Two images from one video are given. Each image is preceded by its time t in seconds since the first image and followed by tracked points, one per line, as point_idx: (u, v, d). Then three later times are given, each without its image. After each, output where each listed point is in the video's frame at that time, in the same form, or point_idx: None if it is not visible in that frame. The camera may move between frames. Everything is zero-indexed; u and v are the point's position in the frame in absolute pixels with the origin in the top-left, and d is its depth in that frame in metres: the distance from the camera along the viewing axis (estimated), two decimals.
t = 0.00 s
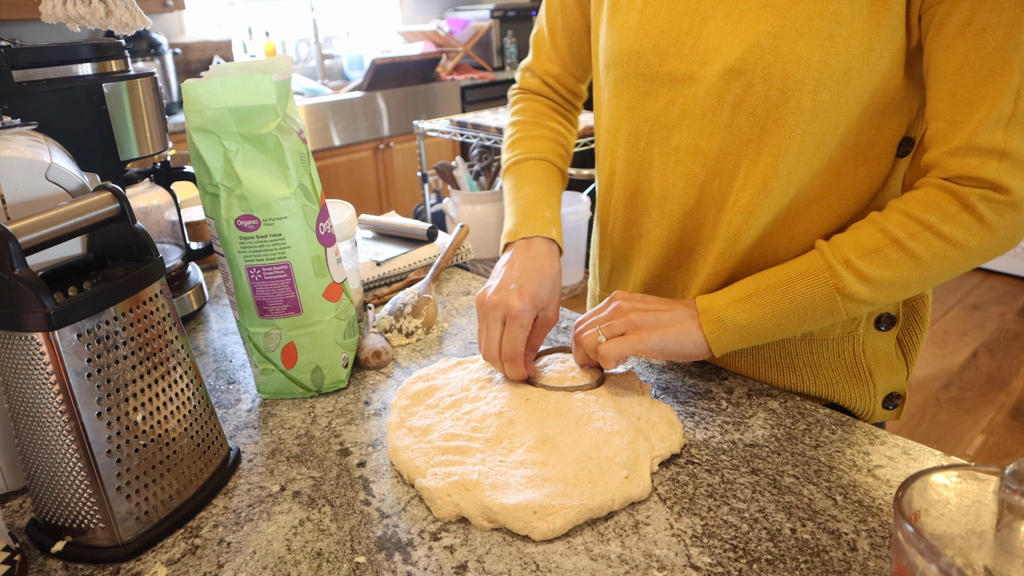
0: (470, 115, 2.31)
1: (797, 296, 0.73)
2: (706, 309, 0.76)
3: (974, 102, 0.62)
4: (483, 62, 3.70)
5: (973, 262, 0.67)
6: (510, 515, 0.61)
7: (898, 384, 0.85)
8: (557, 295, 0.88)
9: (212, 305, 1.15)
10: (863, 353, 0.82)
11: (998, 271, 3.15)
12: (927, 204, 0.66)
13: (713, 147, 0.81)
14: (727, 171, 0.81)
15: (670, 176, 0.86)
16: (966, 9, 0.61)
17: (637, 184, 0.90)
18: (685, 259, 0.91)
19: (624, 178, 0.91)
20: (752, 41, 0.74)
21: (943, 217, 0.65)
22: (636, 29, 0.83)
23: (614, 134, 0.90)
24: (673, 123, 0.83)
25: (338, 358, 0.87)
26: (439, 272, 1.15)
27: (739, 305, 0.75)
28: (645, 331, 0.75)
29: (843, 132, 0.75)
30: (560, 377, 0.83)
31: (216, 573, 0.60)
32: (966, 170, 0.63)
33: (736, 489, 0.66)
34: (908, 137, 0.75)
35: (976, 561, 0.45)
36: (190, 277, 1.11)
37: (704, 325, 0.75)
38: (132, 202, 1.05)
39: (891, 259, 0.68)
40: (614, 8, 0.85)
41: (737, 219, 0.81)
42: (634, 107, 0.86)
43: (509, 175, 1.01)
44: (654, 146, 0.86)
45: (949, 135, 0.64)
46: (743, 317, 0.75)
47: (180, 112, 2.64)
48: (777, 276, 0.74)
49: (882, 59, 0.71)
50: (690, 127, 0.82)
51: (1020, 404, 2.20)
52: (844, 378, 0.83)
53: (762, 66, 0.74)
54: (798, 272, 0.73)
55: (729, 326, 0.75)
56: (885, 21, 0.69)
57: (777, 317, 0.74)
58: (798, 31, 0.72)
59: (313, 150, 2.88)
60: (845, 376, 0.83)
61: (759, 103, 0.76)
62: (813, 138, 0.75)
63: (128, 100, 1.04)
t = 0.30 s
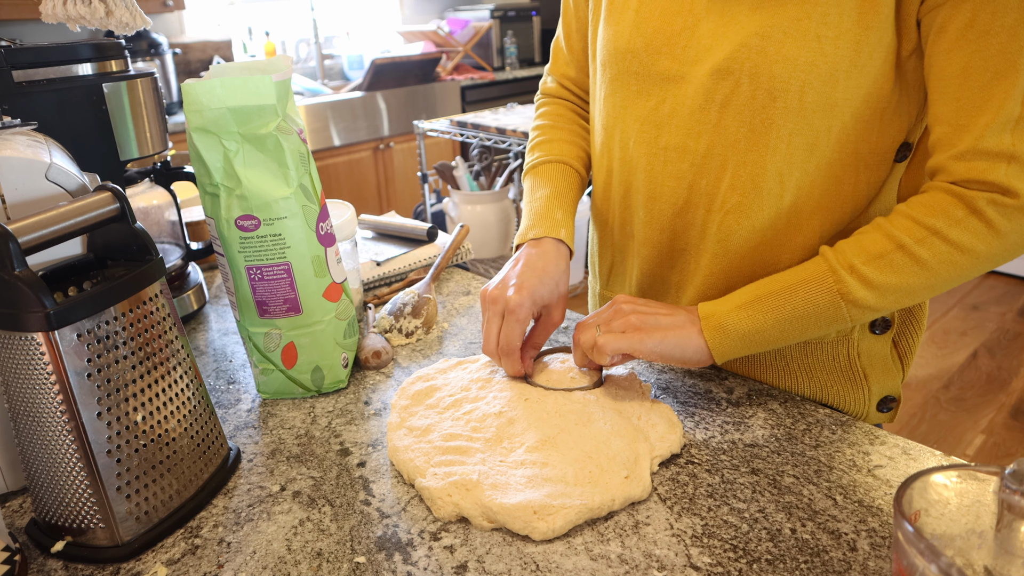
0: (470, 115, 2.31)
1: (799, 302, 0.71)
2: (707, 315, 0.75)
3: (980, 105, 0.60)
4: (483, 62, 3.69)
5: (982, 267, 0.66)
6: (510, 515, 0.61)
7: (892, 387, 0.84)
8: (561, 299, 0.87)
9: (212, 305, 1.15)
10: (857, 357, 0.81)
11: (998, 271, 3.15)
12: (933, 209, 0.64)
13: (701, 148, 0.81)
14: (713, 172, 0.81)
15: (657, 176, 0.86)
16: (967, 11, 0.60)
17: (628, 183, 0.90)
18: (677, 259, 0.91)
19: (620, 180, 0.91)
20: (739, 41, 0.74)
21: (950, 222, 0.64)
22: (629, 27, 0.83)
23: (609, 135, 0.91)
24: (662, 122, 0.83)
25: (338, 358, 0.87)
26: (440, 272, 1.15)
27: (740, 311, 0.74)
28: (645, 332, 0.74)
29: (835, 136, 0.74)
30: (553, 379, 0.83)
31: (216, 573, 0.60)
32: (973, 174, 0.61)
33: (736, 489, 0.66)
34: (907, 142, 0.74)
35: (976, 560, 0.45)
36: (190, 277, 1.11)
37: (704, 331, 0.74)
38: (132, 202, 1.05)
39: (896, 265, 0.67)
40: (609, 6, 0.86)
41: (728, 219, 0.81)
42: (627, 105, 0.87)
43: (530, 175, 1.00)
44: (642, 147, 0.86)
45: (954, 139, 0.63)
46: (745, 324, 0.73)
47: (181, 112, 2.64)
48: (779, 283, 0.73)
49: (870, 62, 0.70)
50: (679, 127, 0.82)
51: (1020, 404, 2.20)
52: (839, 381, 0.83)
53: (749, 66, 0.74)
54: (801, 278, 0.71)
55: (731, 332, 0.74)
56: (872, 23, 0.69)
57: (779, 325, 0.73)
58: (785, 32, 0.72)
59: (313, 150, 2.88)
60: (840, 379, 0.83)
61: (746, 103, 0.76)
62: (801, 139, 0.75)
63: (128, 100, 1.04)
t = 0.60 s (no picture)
0: (470, 115, 2.31)
1: (804, 286, 0.70)
2: (710, 292, 0.74)
3: (988, 104, 0.59)
4: (483, 62, 3.69)
5: (986, 263, 0.65)
6: (510, 515, 0.61)
7: (897, 389, 0.83)
8: (555, 290, 0.87)
9: (212, 305, 1.15)
10: (861, 356, 0.82)
11: (998, 271, 3.15)
12: (943, 202, 0.63)
13: (709, 148, 0.81)
14: (723, 173, 0.81)
15: (667, 177, 0.86)
16: (974, 10, 0.59)
17: (632, 185, 0.90)
18: (685, 259, 0.91)
19: (623, 182, 0.91)
20: (746, 43, 0.74)
21: (959, 216, 0.63)
22: (635, 31, 0.83)
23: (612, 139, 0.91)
24: (669, 126, 0.83)
25: (338, 358, 0.87)
26: (439, 272, 1.15)
27: (745, 291, 0.72)
28: (649, 319, 0.74)
29: (844, 135, 0.73)
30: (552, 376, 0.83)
31: (216, 573, 0.60)
32: (982, 171, 0.61)
33: (736, 489, 0.66)
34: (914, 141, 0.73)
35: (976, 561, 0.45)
36: (190, 277, 1.11)
37: (706, 308, 0.73)
38: (132, 202, 1.05)
39: (903, 255, 0.66)
40: (614, 9, 0.86)
41: (737, 220, 0.81)
42: (632, 109, 0.87)
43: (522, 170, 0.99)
44: (650, 149, 0.86)
45: (961, 139, 0.62)
46: (749, 303, 0.71)
47: (180, 112, 2.64)
48: (784, 266, 0.72)
49: (879, 61, 0.69)
50: (686, 130, 0.82)
51: (1020, 404, 2.20)
52: (842, 382, 0.83)
53: (756, 68, 0.74)
54: (806, 263, 0.70)
55: (735, 313, 0.72)
56: (880, 22, 0.68)
57: (784, 307, 0.71)
58: (792, 32, 0.72)
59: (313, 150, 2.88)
60: (843, 380, 0.83)
61: (755, 104, 0.76)
62: (810, 139, 0.74)
63: (128, 100, 1.04)
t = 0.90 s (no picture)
0: (470, 115, 2.31)
1: (783, 256, 0.58)
2: (680, 251, 0.60)
3: (984, 97, 0.53)
4: (483, 62, 3.68)
5: (972, 262, 0.56)
6: (510, 515, 0.61)
7: (898, 390, 0.82)
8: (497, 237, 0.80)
9: (212, 305, 1.15)
10: (861, 358, 0.82)
11: (998, 271, 3.15)
12: (940, 184, 0.55)
13: (708, 148, 0.81)
14: (722, 173, 0.81)
15: (667, 177, 0.87)
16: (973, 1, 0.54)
17: (633, 185, 0.91)
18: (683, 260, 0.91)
19: (623, 182, 0.92)
20: (745, 43, 0.74)
21: (956, 203, 0.54)
22: (635, 30, 0.83)
23: (611, 139, 0.91)
24: (668, 125, 0.83)
25: (338, 358, 0.87)
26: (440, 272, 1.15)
27: (716, 253, 0.59)
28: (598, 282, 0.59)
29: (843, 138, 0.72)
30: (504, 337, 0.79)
31: (216, 573, 0.60)
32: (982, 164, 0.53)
33: (736, 489, 0.66)
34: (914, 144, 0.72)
35: (976, 561, 0.45)
36: (190, 277, 1.11)
37: (674, 267, 0.59)
38: (132, 202, 1.05)
39: (892, 237, 0.56)
40: (613, 8, 0.86)
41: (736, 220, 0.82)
42: (632, 108, 0.87)
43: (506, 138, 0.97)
44: (650, 148, 0.86)
45: (955, 132, 0.55)
46: (718, 267, 0.59)
47: (180, 112, 2.64)
48: (764, 228, 0.59)
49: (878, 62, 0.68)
50: (686, 129, 0.82)
51: (1020, 404, 2.20)
52: (843, 385, 0.82)
53: (755, 68, 0.74)
54: (786, 231, 0.58)
55: (703, 277, 0.59)
56: (879, 23, 0.66)
57: (752, 276, 0.59)
58: (791, 32, 0.71)
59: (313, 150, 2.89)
60: (844, 383, 0.82)
61: (753, 104, 0.76)
62: (807, 141, 0.74)
63: (127, 100, 1.04)
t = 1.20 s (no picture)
0: (470, 115, 2.31)
1: (716, 290, 0.64)
2: (614, 297, 0.68)
3: (929, 98, 0.57)
4: (483, 62, 3.68)
5: (909, 276, 0.61)
6: (511, 514, 0.61)
7: (893, 392, 0.82)
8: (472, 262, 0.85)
9: (212, 305, 1.15)
10: (857, 360, 0.82)
11: (998, 271, 3.15)
12: (871, 201, 0.60)
13: (694, 148, 0.80)
14: (707, 174, 0.81)
15: (653, 177, 0.86)
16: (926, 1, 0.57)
17: (623, 185, 0.91)
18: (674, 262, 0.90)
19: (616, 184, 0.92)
20: (727, 43, 0.74)
21: (886, 216, 0.59)
22: (625, 31, 0.83)
23: (607, 140, 0.91)
24: (658, 124, 0.83)
25: (338, 358, 0.87)
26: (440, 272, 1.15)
27: (650, 294, 0.66)
28: (526, 327, 0.70)
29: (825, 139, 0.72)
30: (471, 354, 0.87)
31: (216, 573, 0.60)
32: (915, 167, 0.58)
33: (736, 489, 0.66)
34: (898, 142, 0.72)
35: (976, 561, 0.45)
36: (190, 277, 1.11)
37: (611, 314, 0.67)
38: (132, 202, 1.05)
39: (822, 257, 0.61)
40: (608, 9, 0.86)
41: (722, 222, 0.81)
42: (622, 108, 0.86)
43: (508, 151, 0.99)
44: (637, 149, 0.86)
45: (900, 132, 0.59)
46: (653, 307, 0.66)
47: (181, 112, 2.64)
48: (696, 266, 0.65)
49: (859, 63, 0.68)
50: (675, 129, 0.81)
51: (1020, 404, 2.20)
52: (839, 386, 0.82)
53: (736, 68, 0.74)
54: (719, 264, 0.64)
55: (639, 317, 0.66)
56: (855, 23, 0.67)
57: (689, 310, 0.65)
58: (772, 32, 0.71)
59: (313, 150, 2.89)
60: (840, 383, 0.82)
61: (734, 104, 0.75)
62: (789, 141, 0.74)
63: (127, 100, 1.04)
